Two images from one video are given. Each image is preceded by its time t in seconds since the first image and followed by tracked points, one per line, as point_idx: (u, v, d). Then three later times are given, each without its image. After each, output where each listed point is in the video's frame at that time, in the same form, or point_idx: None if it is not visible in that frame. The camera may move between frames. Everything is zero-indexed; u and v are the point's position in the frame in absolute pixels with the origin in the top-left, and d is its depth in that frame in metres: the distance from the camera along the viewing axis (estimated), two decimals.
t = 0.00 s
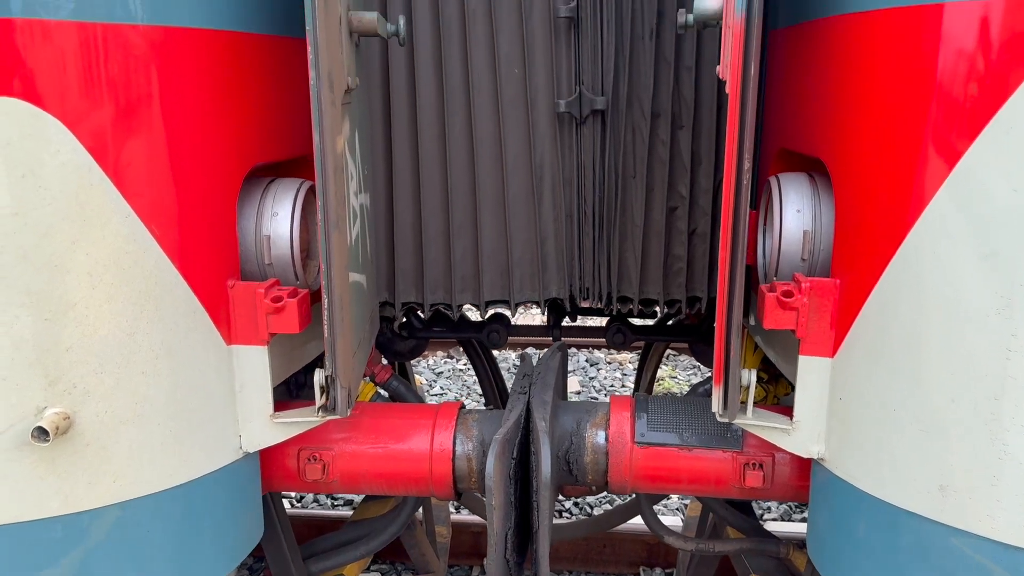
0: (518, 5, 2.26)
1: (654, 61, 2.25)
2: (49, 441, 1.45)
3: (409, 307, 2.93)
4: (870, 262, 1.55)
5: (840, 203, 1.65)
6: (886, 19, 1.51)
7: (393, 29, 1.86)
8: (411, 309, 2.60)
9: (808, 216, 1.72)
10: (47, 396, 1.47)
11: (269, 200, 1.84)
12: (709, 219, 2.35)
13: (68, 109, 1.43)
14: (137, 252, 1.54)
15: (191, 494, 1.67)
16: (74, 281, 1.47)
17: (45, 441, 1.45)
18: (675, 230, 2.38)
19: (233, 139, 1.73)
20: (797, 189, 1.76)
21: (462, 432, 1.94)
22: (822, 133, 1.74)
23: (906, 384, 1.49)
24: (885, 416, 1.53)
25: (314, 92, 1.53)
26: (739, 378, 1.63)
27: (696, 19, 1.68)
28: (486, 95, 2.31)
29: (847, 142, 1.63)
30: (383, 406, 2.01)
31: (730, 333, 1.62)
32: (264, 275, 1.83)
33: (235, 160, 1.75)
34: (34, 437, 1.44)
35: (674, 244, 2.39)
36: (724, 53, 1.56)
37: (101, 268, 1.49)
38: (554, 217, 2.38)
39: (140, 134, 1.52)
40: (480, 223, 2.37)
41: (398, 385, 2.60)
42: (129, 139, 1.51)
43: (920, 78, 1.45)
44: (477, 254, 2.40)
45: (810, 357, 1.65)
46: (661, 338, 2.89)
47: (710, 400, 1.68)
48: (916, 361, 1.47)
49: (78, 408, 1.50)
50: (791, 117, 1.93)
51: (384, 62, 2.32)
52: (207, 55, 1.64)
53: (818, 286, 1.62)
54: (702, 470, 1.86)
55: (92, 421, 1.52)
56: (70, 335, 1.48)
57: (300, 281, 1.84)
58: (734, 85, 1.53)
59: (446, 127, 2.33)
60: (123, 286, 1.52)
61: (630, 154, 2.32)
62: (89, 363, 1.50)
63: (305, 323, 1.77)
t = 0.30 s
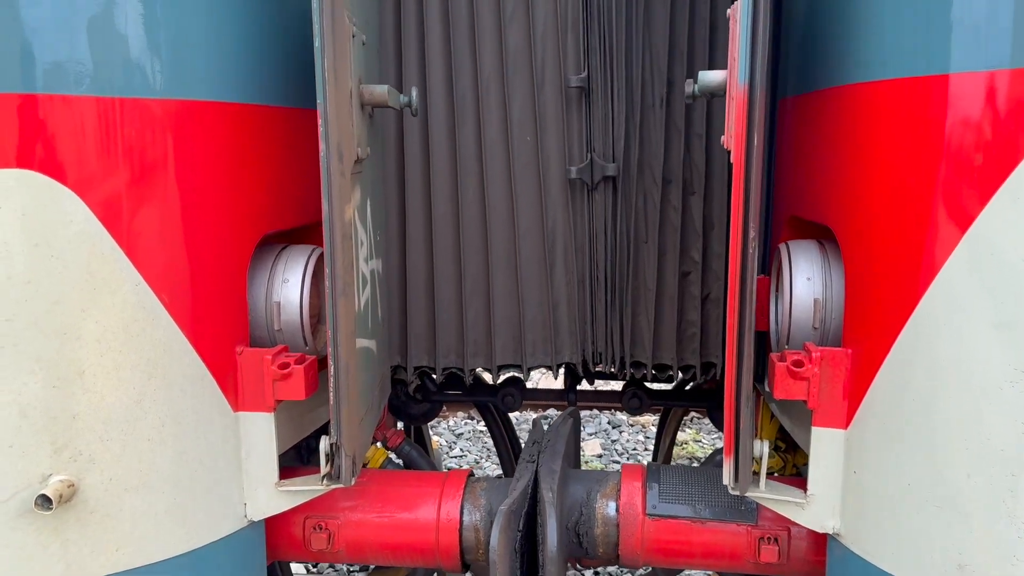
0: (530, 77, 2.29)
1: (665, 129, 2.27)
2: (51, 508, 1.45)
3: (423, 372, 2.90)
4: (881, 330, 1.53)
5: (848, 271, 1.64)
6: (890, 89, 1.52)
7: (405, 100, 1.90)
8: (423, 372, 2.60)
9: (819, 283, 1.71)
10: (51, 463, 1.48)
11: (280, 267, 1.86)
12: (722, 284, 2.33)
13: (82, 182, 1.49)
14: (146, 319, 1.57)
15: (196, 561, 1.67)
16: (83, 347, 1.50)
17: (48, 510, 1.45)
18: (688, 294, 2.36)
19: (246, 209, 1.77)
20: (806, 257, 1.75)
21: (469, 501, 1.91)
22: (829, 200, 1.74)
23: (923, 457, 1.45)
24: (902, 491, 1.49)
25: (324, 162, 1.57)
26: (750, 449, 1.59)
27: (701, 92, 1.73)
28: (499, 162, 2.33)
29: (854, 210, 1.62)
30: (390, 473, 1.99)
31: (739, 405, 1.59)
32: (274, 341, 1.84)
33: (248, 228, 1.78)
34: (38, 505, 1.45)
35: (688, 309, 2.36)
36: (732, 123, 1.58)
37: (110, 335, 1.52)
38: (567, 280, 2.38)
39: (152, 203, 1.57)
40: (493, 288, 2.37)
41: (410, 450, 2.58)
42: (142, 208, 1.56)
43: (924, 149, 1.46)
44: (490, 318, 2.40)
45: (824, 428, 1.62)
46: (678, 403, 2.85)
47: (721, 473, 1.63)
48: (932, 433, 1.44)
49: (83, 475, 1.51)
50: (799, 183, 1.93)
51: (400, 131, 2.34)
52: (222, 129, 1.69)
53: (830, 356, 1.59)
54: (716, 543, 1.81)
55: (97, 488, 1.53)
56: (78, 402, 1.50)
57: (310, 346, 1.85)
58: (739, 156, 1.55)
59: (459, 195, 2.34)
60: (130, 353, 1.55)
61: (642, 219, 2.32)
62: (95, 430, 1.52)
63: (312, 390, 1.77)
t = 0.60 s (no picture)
0: (546, 146, 2.31)
1: (680, 198, 2.26)
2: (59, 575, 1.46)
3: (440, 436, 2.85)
4: (895, 399, 1.51)
5: (864, 339, 1.61)
6: (900, 157, 1.53)
7: (420, 168, 1.94)
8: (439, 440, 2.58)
9: (834, 352, 1.68)
10: (61, 529, 1.49)
11: (295, 333, 1.89)
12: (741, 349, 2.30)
13: (102, 251, 1.53)
14: (158, 386, 1.60)
15: None
16: (97, 414, 1.53)
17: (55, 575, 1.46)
18: (705, 359, 2.33)
19: (262, 276, 1.81)
20: (821, 325, 1.73)
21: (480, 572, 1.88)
22: (842, 265, 1.72)
23: (942, 531, 1.43)
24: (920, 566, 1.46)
25: (336, 231, 1.60)
26: (765, 522, 1.55)
27: (708, 161, 1.74)
28: (514, 227, 2.33)
29: (867, 275, 1.60)
30: (401, 542, 1.97)
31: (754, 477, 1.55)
32: (287, 407, 1.86)
33: (264, 296, 1.82)
34: (46, 570, 1.46)
35: (706, 375, 2.34)
36: (740, 191, 1.59)
37: (122, 401, 1.55)
38: (582, 345, 2.38)
39: (169, 271, 1.61)
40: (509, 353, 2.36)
41: (426, 517, 2.55)
42: (159, 275, 1.60)
43: (934, 215, 1.45)
44: (506, 383, 2.38)
45: (841, 501, 1.58)
46: (700, 471, 2.80)
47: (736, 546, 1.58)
48: (950, 507, 1.41)
49: (92, 541, 1.52)
50: (814, 248, 1.92)
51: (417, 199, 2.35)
52: (240, 200, 1.75)
53: (843, 426, 1.57)
54: None
55: (105, 555, 1.53)
56: (90, 468, 1.52)
57: (321, 412, 1.86)
58: (747, 223, 1.55)
59: (475, 261, 2.34)
60: (143, 419, 1.57)
61: (658, 283, 2.32)
62: (106, 495, 1.53)
63: (321, 456, 1.77)
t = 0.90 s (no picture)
0: (565, 211, 2.30)
1: (699, 262, 2.24)
2: None
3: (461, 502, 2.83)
4: (918, 469, 1.48)
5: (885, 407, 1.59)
6: (915, 221, 1.53)
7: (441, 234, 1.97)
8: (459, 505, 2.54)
9: (855, 419, 1.65)
10: None
11: (313, 396, 1.90)
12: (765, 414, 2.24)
13: (126, 316, 1.58)
14: (176, 449, 1.62)
15: None
16: (115, 477, 1.54)
17: None
18: (729, 425, 2.29)
19: (282, 340, 1.84)
20: (840, 391, 1.71)
21: None
22: (861, 329, 1.71)
23: None
24: None
25: (354, 295, 1.63)
26: None
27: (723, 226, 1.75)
28: (532, 291, 2.33)
29: (886, 340, 1.59)
30: None
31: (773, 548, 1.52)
32: (303, 471, 1.86)
33: (284, 360, 1.85)
34: None
35: (730, 441, 2.29)
36: (753, 257, 1.60)
37: (140, 465, 1.57)
38: (603, 409, 2.33)
39: (190, 335, 1.65)
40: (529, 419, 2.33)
41: None
42: (180, 340, 1.64)
43: (952, 279, 1.44)
44: (526, 448, 2.35)
45: (865, 573, 1.55)
46: (726, 540, 2.73)
47: None
48: None
49: None
50: (835, 313, 1.90)
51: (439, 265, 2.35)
52: (262, 266, 1.79)
53: (864, 496, 1.55)
54: None
55: None
56: (107, 531, 1.53)
57: (338, 476, 1.87)
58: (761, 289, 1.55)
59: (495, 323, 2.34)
60: (160, 483, 1.59)
61: (679, 349, 2.27)
62: (121, 559, 1.54)
63: (337, 522, 1.79)
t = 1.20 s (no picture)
0: (589, 270, 2.30)
1: (726, 327, 2.23)
2: None
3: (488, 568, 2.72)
4: (951, 535, 1.44)
5: (919, 471, 1.55)
6: (935, 285, 1.53)
7: (465, 295, 1.97)
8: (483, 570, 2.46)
9: (887, 486, 1.61)
10: None
11: (335, 459, 1.90)
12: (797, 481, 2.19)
13: (153, 381, 1.62)
14: (199, 512, 1.64)
15: None
16: (138, 540, 1.57)
17: None
18: (760, 490, 2.24)
19: (307, 402, 1.85)
20: (871, 456, 1.67)
21: None
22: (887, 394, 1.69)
23: None
24: None
25: (376, 356, 1.63)
26: None
27: (747, 288, 1.74)
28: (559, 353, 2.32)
29: (911, 405, 1.57)
30: None
31: None
32: (325, 534, 1.84)
33: (310, 422, 1.85)
34: None
35: (760, 506, 2.24)
36: (777, 320, 1.58)
37: (163, 528, 1.59)
38: (630, 473, 2.29)
39: (216, 397, 1.68)
40: (553, 481, 2.28)
41: None
42: (206, 402, 1.67)
43: (973, 342, 1.43)
44: (551, 514, 2.29)
45: None
46: None
47: None
48: None
49: None
50: (862, 376, 1.87)
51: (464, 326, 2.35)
52: (289, 329, 1.81)
53: (897, 564, 1.47)
54: None
55: None
56: None
57: (360, 541, 1.84)
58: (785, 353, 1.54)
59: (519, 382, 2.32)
60: (182, 547, 1.61)
61: (706, 413, 2.24)
62: None
63: None
